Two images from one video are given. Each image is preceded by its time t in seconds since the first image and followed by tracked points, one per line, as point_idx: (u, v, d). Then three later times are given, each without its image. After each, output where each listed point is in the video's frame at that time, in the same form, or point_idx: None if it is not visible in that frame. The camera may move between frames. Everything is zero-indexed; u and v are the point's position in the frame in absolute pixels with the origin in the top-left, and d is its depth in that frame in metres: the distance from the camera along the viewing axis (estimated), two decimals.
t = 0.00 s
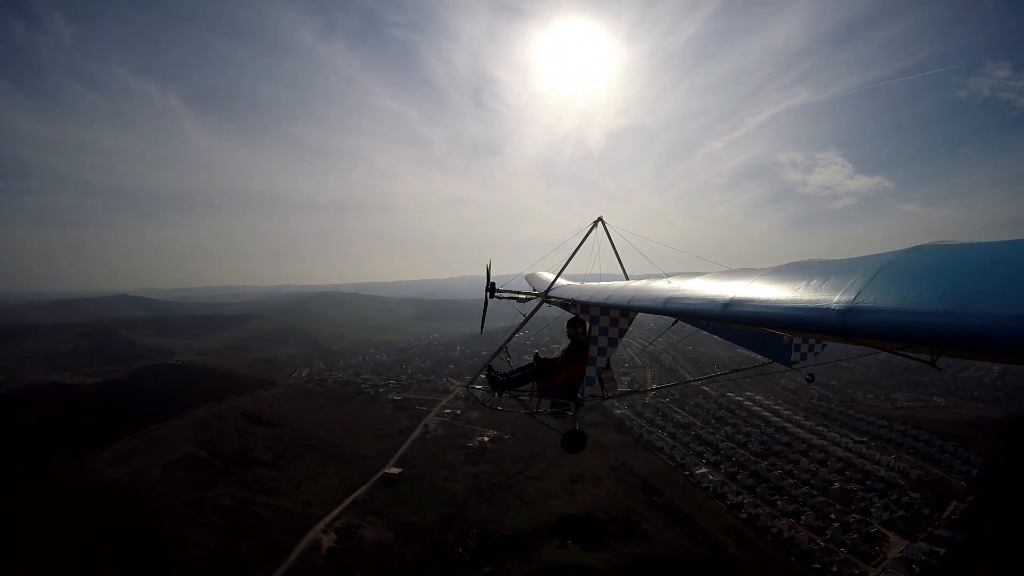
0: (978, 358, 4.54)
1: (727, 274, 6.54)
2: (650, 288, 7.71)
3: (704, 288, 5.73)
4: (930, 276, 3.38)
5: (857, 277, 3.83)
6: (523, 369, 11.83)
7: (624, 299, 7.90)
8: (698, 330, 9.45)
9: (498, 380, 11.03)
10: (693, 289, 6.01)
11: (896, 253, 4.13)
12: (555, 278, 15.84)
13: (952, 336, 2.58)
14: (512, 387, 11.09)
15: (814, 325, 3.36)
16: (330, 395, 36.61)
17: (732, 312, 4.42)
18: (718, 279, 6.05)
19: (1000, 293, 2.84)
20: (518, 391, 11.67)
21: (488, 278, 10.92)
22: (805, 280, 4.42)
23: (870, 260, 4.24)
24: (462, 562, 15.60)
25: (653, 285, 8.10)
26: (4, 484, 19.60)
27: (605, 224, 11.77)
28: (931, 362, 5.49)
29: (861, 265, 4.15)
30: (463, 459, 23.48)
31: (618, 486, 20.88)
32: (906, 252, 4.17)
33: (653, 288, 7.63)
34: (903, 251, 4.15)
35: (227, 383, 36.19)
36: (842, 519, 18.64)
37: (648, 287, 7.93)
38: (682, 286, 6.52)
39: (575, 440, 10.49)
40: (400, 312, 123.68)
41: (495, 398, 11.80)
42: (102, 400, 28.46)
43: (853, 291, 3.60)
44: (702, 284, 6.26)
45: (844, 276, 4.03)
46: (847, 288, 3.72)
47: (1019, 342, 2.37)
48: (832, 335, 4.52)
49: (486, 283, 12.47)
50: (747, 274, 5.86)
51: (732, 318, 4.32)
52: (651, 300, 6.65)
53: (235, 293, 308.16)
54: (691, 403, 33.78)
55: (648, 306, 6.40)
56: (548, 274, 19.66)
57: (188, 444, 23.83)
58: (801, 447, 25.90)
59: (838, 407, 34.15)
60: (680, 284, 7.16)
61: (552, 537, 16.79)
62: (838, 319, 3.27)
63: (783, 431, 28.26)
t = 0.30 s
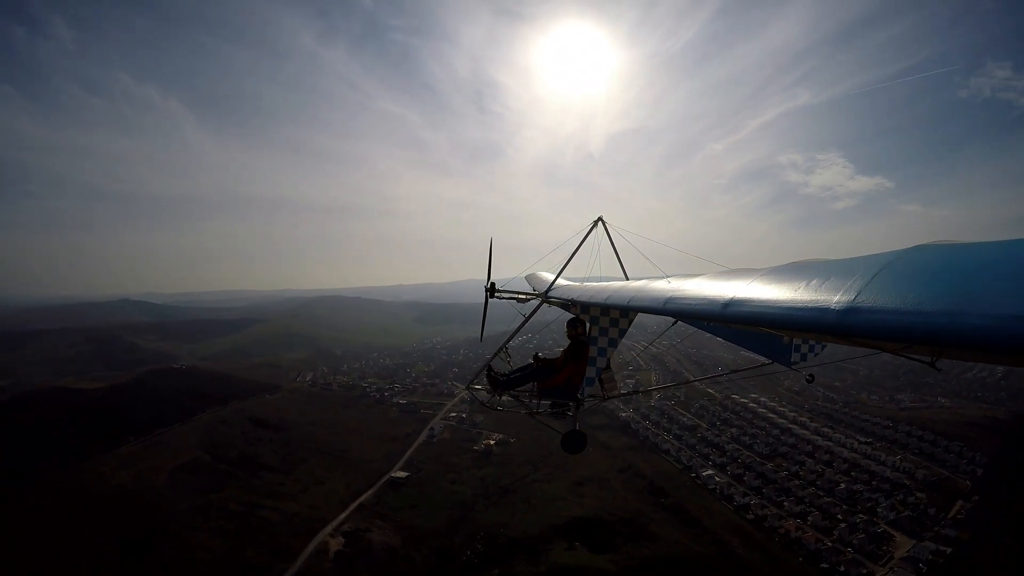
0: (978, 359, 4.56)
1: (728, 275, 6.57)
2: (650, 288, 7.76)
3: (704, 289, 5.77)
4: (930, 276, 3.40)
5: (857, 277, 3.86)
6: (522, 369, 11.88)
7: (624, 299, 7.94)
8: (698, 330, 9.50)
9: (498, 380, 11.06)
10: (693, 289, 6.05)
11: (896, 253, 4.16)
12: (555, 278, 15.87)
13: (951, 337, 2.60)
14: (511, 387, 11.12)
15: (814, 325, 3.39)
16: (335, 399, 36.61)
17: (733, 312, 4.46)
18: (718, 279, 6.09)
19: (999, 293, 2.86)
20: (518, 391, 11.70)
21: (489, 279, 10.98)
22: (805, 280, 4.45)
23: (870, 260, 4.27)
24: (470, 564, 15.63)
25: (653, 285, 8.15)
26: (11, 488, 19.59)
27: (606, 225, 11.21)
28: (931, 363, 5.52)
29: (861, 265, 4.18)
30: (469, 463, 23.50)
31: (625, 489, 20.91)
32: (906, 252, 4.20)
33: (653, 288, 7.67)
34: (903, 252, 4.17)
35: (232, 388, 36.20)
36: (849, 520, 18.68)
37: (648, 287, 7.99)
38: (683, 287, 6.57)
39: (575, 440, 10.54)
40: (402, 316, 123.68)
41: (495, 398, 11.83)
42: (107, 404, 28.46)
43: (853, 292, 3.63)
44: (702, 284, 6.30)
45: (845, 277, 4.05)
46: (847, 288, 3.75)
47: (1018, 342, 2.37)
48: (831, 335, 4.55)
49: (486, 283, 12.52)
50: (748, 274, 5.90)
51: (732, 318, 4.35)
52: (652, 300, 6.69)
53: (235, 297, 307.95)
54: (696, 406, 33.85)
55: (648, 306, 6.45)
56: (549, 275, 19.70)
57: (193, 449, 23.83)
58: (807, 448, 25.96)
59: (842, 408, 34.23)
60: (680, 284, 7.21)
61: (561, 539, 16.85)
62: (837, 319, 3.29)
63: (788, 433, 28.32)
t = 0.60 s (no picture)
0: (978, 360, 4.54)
1: (728, 275, 6.56)
2: (650, 288, 7.76)
3: (704, 288, 5.77)
4: (934, 275, 3.37)
5: (858, 276, 3.83)
6: (522, 369, 11.88)
7: (624, 299, 7.94)
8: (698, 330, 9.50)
9: (498, 379, 11.09)
10: (693, 289, 6.04)
11: (896, 253, 4.12)
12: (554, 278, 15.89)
13: (951, 336, 2.56)
14: (512, 387, 11.13)
15: (814, 324, 3.36)
16: (342, 400, 36.62)
17: (732, 312, 4.45)
18: (718, 279, 6.08)
19: (1001, 290, 2.83)
20: (518, 391, 11.73)
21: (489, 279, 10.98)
22: (805, 280, 4.43)
23: (869, 260, 4.24)
24: (479, 565, 15.63)
25: (653, 285, 8.15)
26: (20, 488, 19.63)
27: (604, 224, 10.51)
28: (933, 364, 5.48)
29: (861, 265, 4.15)
30: (477, 463, 23.51)
31: (633, 490, 20.90)
32: (906, 252, 4.15)
33: (653, 288, 7.68)
34: (905, 252, 4.14)
35: (239, 388, 36.28)
36: (857, 521, 18.67)
37: (648, 287, 7.99)
38: (683, 287, 6.57)
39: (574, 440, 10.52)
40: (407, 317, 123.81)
41: (495, 398, 11.84)
42: (115, 405, 28.53)
43: (852, 291, 3.60)
44: (702, 284, 6.28)
45: (846, 276, 4.02)
46: (847, 287, 3.73)
47: (1017, 341, 2.32)
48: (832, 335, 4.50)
49: (486, 283, 12.54)
50: (749, 274, 5.89)
51: (732, 318, 4.35)
52: (652, 300, 6.69)
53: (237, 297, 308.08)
54: (703, 407, 33.88)
55: (649, 307, 6.45)
56: (549, 274, 19.71)
57: (201, 449, 23.85)
58: (814, 449, 25.96)
59: (849, 410, 34.22)
60: (680, 284, 7.20)
61: (569, 540, 16.86)
62: (836, 318, 3.26)
63: (795, 434, 28.34)
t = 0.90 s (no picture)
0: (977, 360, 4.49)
1: (728, 274, 6.52)
2: (650, 288, 7.75)
3: (704, 288, 5.75)
4: (935, 275, 3.31)
5: (858, 276, 3.78)
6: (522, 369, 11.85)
7: (625, 299, 7.93)
8: (698, 330, 9.49)
9: (498, 380, 11.03)
10: (692, 289, 6.02)
11: (896, 252, 4.07)
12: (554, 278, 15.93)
13: (951, 335, 2.52)
14: (512, 388, 11.10)
15: (814, 325, 3.32)
16: (352, 397, 36.68)
17: (732, 312, 4.41)
18: (719, 278, 6.05)
19: (1004, 290, 2.77)
20: (517, 391, 11.71)
21: (489, 279, 10.98)
22: (805, 280, 4.38)
23: (869, 260, 4.18)
24: (491, 563, 15.65)
25: (653, 285, 8.12)
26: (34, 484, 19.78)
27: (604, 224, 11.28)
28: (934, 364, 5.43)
29: (860, 265, 4.11)
30: (488, 462, 23.52)
31: (644, 489, 20.89)
32: (908, 251, 4.10)
33: (653, 288, 7.66)
34: (905, 251, 4.08)
35: (251, 385, 36.46)
36: (867, 521, 18.59)
37: (649, 287, 7.97)
38: (683, 287, 6.55)
39: (574, 440, 10.50)
40: (415, 315, 124.02)
41: (495, 398, 11.82)
42: (127, 402, 28.70)
43: (853, 291, 3.56)
44: (702, 284, 6.26)
45: (846, 276, 3.98)
46: (847, 287, 3.69)
47: (1017, 341, 2.28)
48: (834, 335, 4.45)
49: (486, 283, 12.53)
50: (750, 273, 5.86)
51: (732, 318, 4.32)
52: (652, 300, 6.69)
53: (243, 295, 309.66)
54: (714, 407, 33.84)
55: (649, 306, 6.44)
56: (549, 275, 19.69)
57: (212, 446, 23.93)
58: (824, 450, 25.87)
59: (859, 411, 34.08)
60: (680, 284, 7.18)
61: (581, 538, 16.85)
62: (836, 319, 3.22)
63: (805, 434, 28.26)
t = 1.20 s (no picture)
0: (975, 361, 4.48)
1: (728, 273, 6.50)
2: (651, 287, 7.72)
3: (703, 288, 5.74)
4: (933, 276, 3.28)
5: (858, 276, 3.75)
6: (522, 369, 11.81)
7: (625, 299, 7.92)
8: (698, 330, 9.47)
9: (498, 379, 10.97)
10: (692, 289, 6.01)
11: (897, 252, 4.04)
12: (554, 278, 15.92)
13: (951, 337, 2.49)
14: (511, 388, 11.04)
15: (814, 325, 3.29)
16: (364, 396, 36.77)
17: (732, 312, 4.39)
18: (719, 277, 6.04)
19: (1007, 290, 2.74)
20: (517, 392, 11.64)
21: (489, 279, 10.97)
22: (805, 280, 4.35)
23: (869, 260, 4.16)
24: (506, 562, 15.67)
25: (653, 284, 8.10)
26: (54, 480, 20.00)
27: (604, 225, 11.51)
28: (934, 365, 5.39)
29: (859, 266, 4.08)
30: (503, 461, 23.54)
31: (658, 490, 20.86)
32: (907, 252, 4.07)
33: (654, 287, 7.64)
34: (906, 251, 4.05)
35: (266, 384, 36.73)
36: (882, 524, 18.50)
37: (649, 286, 7.95)
38: (683, 286, 6.53)
39: (574, 440, 10.51)
40: (426, 314, 124.64)
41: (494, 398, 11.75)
42: (144, 400, 28.95)
43: (853, 291, 3.53)
44: (702, 283, 6.24)
45: (847, 275, 3.95)
46: (846, 287, 3.66)
47: (1018, 341, 2.25)
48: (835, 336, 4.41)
49: (486, 283, 12.53)
50: (752, 273, 5.84)
51: (732, 318, 4.29)
52: (652, 299, 6.68)
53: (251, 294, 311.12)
54: (728, 407, 33.75)
55: (649, 307, 6.43)
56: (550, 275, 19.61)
57: (227, 444, 24.07)
58: (839, 452, 25.73)
59: (874, 413, 33.87)
60: (680, 283, 7.16)
61: (595, 538, 16.85)
62: (836, 318, 3.19)
63: (820, 436, 28.12)
